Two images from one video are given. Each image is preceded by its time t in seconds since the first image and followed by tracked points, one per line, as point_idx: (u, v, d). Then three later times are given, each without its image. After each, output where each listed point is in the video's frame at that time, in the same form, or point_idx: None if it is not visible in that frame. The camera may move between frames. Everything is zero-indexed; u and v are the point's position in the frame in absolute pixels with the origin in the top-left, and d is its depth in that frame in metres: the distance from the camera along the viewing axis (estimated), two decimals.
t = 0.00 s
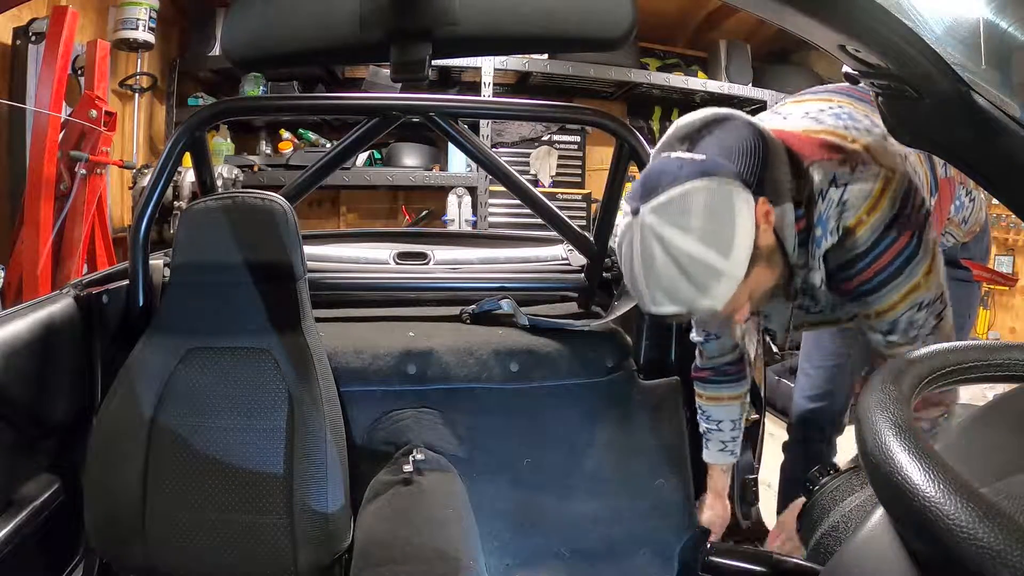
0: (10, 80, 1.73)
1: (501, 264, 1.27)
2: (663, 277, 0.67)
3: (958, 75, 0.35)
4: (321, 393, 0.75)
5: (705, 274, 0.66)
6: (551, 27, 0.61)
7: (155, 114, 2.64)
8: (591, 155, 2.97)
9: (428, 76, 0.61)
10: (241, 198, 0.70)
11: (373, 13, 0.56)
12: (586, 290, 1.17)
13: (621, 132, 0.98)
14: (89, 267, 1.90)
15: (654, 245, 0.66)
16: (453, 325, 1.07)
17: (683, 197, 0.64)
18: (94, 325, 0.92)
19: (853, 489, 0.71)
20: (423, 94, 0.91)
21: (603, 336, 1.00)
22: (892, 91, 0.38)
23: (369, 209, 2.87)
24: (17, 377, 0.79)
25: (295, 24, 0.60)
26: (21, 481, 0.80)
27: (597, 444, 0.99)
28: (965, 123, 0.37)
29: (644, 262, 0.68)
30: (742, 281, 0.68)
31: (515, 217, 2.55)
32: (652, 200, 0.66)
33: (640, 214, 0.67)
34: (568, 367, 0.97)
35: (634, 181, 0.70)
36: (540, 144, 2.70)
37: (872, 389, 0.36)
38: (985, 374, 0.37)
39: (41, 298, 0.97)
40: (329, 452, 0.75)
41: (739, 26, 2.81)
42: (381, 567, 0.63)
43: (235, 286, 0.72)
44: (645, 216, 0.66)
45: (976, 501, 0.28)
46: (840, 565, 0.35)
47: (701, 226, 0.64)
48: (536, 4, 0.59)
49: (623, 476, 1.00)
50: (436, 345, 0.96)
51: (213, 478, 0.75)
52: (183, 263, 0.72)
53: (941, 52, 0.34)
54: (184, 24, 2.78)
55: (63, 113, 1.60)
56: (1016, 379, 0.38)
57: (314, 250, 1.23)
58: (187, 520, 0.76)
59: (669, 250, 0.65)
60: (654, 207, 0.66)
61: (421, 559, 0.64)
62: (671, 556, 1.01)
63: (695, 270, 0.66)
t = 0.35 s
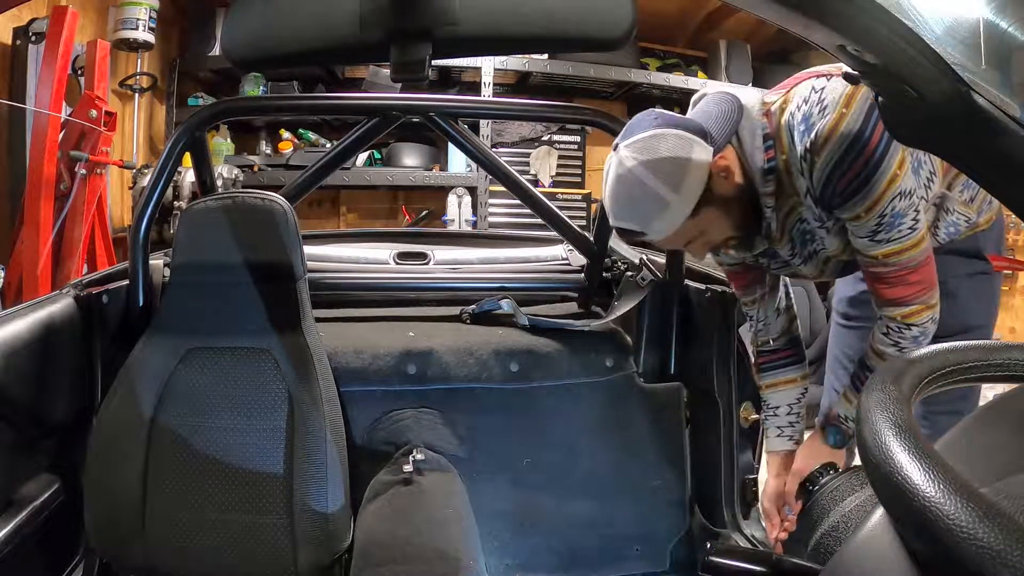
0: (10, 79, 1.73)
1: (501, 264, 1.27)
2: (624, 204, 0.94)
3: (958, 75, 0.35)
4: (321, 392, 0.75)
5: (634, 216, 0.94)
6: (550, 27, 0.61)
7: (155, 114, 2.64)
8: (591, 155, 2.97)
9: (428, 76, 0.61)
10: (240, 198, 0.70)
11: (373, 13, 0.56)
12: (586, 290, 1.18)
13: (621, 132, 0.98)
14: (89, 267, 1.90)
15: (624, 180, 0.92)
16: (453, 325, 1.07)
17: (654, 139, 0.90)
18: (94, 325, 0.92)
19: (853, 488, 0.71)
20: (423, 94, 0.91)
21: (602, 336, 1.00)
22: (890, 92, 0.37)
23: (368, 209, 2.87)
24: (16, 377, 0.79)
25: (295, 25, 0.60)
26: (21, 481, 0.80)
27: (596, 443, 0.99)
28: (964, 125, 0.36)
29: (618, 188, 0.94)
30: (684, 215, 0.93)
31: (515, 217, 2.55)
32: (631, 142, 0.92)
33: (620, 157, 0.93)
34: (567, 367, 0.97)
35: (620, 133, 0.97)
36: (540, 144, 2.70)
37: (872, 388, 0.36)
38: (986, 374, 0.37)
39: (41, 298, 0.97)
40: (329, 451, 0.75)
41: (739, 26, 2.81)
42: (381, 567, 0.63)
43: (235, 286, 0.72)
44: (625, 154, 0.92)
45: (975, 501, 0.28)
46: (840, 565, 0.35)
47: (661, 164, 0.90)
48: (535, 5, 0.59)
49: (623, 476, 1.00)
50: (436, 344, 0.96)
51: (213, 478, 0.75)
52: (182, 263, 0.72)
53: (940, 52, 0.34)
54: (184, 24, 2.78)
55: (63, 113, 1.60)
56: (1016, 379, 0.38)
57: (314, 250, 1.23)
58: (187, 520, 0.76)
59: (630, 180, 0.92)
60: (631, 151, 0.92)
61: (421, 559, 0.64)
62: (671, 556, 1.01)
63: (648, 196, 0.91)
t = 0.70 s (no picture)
0: (10, 79, 1.73)
1: (501, 264, 1.27)
2: (619, 203, 0.98)
3: (958, 75, 0.35)
4: (321, 392, 0.75)
5: (630, 215, 0.97)
6: (551, 27, 0.61)
7: (155, 114, 2.64)
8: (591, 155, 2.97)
9: (428, 75, 0.61)
10: (241, 198, 0.70)
11: (372, 12, 0.56)
12: (586, 290, 1.18)
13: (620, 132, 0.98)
14: (89, 267, 1.90)
15: (619, 180, 0.96)
16: (453, 325, 1.07)
17: (648, 141, 0.94)
18: (93, 325, 0.92)
19: (853, 488, 0.71)
20: (423, 94, 0.91)
21: (603, 336, 1.00)
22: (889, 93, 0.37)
23: (369, 209, 2.87)
24: (17, 377, 0.79)
25: (295, 25, 0.60)
26: (21, 481, 0.80)
27: (596, 443, 0.99)
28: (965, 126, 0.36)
29: (613, 188, 0.97)
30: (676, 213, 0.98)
31: (515, 217, 2.55)
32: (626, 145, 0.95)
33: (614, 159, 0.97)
34: (568, 367, 0.97)
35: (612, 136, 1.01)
36: (540, 144, 2.70)
37: (872, 388, 0.36)
38: (985, 374, 0.37)
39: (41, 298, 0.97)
40: (329, 451, 0.75)
41: (739, 26, 2.81)
42: (381, 567, 0.63)
43: (235, 286, 0.72)
44: (621, 156, 0.96)
45: (975, 501, 0.28)
46: (839, 565, 0.35)
47: (655, 165, 0.94)
48: (535, 5, 0.59)
49: (623, 476, 1.00)
50: (436, 344, 0.96)
51: (213, 478, 0.75)
52: (182, 263, 0.72)
53: (941, 53, 0.34)
54: (184, 24, 2.78)
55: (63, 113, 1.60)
56: (1015, 379, 0.38)
57: (314, 249, 1.23)
58: (187, 521, 0.76)
59: (625, 180, 0.95)
60: (625, 153, 0.96)
61: (420, 559, 0.64)
62: (671, 555, 1.01)
63: (643, 195, 0.95)
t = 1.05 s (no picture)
0: (10, 79, 1.73)
1: (501, 264, 1.27)
2: (618, 209, 0.97)
3: (960, 75, 0.35)
4: (321, 392, 0.75)
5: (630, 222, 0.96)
6: (551, 27, 0.61)
7: (155, 114, 2.64)
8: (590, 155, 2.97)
9: (428, 76, 0.61)
10: (241, 198, 0.70)
11: (373, 13, 0.56)
12: (586, 290, 1.18)
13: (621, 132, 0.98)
14: (89, 267, 1.90)
15: (619, 187, 0.95)
16: (453, 325, 1.08)
17: (647, 147, 0.93)
18: (93, 326, 0.92)
19: (853, 487, 0.71)
20: (423, 94, 0.91)
21: (602, 336, 1.00)
22: (889, 93, 0.37)
23: (369, 209, 2.87)
24: (16, 377, 0.79)
25: (296, 25, 0.60)
26: (20, 481, 0.80)
27: (596, 443, 0.99)
28: (964, 125, 0.37)
29: (613, 195, 0.97)
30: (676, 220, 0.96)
31: (514, 217, 2.55)
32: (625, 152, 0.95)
33: (615, 166, 0.97)
34: (567, 367, 0.97)
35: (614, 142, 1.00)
36: (540, 144, 2.70)
37: (871, 388, 0.36)
38: (985, 374, 0.37)
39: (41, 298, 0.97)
40: (330, 451, 0.75)
41: (738, 27, 2.82)
42: (381, 567, 0.63)
43: (235, 286, 0.72)
44: (620, 163, 0.95)
45: (974, 500, 0.28)
46: (839, 565, 0.35)
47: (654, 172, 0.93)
48: (535, 4, 0.59)
49: (623, 476, 1.00)
50: (436, 344, 0.96)
51: (213, 477, 0.75)
52: (181, 263, 0.72)
53: (941, 52, 0.35)
54: (184, 24, 2.77)
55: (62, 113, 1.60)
56: (1015, 379, 0.38)
57: (314, 249, 1.23)
58: (187, 520, 0.76)
59: (624, 187, 0.95)
60: (625, 160, 0.95)
61: (420, 559, 0.64)
62: (670, 555, 1.01)
63: (643, 202, 0.94)
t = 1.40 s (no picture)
0: (10, 79, 1.73)
1: (501, 264, 1.27)
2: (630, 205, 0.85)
3: (959, 75, 0.35)
4: (321, 392, 0.75)
5: (646, 216, 0.84)
6: (551, 27, 0.61)
7: (155, 114, 2.64)
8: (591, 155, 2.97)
9: (428, 76, 0.61)
10: (241, 198, 0.70)
11: (373, 13, 0.56)
12: (586, 289, 1.18)
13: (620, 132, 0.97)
14: (89, 267, 1.90)
15: (631, 179, 0.83)
16: (453, 325, 1.08)
17: (653, 137, 0.83)
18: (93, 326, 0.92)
19: (853, 487, 0.71)
20: (422, 94, 0.91)
21: (602, 336, 1.00)
22: (889, 93, 0.37)
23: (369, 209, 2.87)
24: (16, 377, 0.79)
25: (296, 25, 0.60)
26: (20, 481, 0.80)
27: (596, 443, 0.99)
28: (963, 126, 0.37)
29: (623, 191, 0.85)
30: (695, 211, 0.84)
31: (514, 217, 2.55)
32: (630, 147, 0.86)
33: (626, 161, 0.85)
34: (568, 367, 0.97)
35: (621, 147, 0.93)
36: (540, 144, 2.70)
37: (872, 389, 0.36)
38: (985, 374, 0.37)
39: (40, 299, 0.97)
40: (330, 451, 0.75)
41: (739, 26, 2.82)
42: (381, 567, 0.63)
43: (235, 286, 0.72)
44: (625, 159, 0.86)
45: (975, 501, 0.28)
46: (839, 565, 0.35)
47: (665, 161, 0.82)
48: (534, 4, 0.59)
49: (623, 476, 1.00)
50: (436, 344, 0.96)
51: (213, 477, 0.75)
52: (181, 263, 0.72)
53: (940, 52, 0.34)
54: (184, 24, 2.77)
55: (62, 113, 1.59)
56: (1015, 379, 0.38)
57: (314, 249, 1.23)
58: (188, 520, 0.76)
59: (643, 181, 0.81)
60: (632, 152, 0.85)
61: (421, 559, 0.64)
62: (670, 555, 1.01)
63: (662, 199, 0.82)
